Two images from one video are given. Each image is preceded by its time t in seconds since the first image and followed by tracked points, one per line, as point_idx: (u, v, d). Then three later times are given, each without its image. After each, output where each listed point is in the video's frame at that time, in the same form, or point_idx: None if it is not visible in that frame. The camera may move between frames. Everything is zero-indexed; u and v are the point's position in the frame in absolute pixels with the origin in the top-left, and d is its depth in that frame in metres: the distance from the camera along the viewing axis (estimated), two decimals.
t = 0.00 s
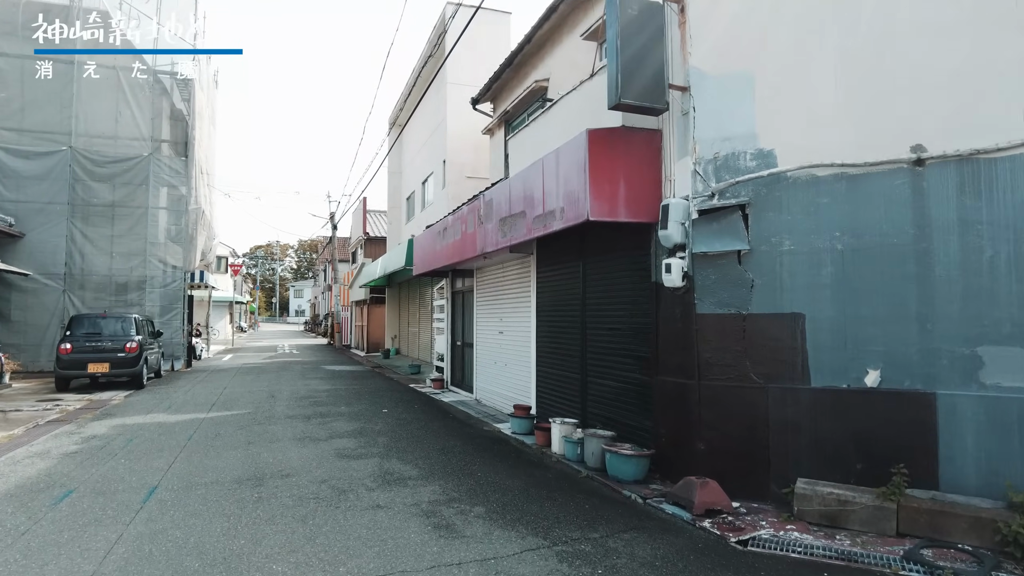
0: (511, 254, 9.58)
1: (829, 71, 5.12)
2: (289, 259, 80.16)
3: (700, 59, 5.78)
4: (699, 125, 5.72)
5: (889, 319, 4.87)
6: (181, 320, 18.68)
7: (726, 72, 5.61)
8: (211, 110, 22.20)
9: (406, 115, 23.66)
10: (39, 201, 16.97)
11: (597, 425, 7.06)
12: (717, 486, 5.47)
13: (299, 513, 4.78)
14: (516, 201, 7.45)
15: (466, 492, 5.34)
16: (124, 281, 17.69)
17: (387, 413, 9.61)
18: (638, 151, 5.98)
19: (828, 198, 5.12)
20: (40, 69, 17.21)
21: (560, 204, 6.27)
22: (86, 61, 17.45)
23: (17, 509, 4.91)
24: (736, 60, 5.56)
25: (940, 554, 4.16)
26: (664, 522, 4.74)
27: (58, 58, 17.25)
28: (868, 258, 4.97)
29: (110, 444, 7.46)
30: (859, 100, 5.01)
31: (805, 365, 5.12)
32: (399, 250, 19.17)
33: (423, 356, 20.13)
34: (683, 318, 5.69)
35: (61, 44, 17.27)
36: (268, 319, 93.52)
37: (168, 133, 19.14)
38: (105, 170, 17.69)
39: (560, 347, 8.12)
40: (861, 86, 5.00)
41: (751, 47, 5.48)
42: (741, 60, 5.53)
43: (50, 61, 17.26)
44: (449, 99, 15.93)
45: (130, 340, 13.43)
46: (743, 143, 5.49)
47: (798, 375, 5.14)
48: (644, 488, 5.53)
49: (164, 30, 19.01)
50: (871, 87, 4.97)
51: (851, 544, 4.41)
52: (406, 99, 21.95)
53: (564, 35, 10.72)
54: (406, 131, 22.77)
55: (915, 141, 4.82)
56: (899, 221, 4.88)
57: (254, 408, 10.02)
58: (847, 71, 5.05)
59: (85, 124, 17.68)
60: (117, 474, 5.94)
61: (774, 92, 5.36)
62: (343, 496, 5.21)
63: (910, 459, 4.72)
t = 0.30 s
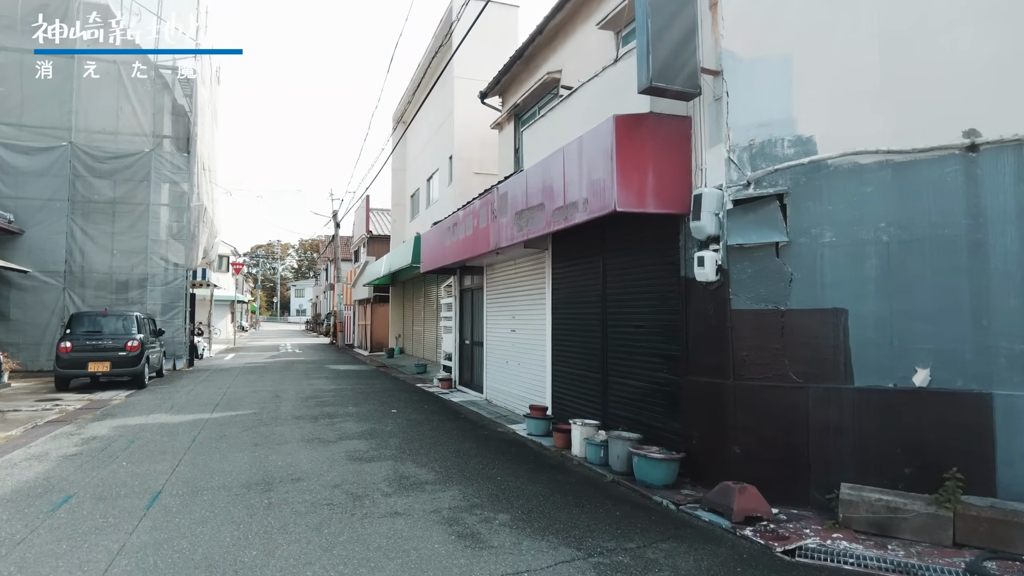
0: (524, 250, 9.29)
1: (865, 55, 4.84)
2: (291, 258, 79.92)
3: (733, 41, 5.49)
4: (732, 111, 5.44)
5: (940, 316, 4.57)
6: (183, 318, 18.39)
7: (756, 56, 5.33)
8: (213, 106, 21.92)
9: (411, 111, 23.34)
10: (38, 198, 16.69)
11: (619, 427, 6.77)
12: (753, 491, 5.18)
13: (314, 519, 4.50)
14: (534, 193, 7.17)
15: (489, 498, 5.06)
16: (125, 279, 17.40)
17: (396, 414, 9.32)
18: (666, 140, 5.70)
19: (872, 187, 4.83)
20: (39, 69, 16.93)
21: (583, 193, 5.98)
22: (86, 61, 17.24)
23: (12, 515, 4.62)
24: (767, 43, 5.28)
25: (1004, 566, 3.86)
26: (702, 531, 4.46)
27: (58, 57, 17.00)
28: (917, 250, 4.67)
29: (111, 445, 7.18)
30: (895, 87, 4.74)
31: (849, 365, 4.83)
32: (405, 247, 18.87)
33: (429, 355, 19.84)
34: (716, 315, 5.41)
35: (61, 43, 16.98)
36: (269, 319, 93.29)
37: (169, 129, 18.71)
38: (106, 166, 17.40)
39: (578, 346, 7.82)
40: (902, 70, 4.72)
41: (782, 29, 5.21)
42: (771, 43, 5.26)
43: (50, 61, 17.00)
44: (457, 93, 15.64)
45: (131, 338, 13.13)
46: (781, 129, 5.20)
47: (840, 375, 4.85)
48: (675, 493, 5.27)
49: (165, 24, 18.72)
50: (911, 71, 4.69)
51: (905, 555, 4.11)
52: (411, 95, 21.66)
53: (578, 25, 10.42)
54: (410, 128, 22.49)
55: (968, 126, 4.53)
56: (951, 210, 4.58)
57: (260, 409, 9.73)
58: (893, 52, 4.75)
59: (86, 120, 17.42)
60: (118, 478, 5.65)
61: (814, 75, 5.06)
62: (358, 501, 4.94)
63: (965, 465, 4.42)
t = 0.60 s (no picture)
0: (542, 250, 8.99)
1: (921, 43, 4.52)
2: (292, 257, 79.67)
3: (776, 29, 5.17)
4: (776, 103, 5.11)
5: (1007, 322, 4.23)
6: (186, 318, 18.09)
7: (804, 43, 5.00)
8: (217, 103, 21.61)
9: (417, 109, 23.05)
10: (40, 196, 16.39)
11: (648, 435, 6.46)
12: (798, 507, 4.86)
13: (334, 538, 4.19)
14: (556, 190, 6.88)
15: (517, 514, 4.75)
16: (128, 279, 17.10)
17: (409, 419, 9.02)
18: (704, 134, 5.39)
19: (930, 183, 4.51)
20: (40, 69, 16.64)
21: (614, 189, 5.69)
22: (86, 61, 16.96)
23: (10, 532, 4.31)
24: (817, 30, 4.95)
25: None
26: (751, 552, 4.15)
27: (59, 57, 16.72)
28: (980, 250, 4.33)
29: (115, 453, 6.87)
30: (958, 75, 4.42)
31: (904, 373, 4.51)
32: (411, 247, 18.58)
33: (436, 356, 19.54)
34: (759, 319, 5.10)
35: (61, 44, 16.79)
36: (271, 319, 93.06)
37: (173, 125, 18.33)
38: (109, 164, 17.09)
39: (600, 350, 7.51)
40: (965, 57, 4.40)
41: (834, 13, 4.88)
42: (822, 29, 4.93)
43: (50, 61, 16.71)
44: (466, 90, 15.34)
45: (134, 339, 12.83)
46: (829, 122, 4.88)
47: (895, 385, 4.53)
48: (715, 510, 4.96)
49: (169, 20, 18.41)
50: (976, 58, 4.37)
51: None
52: (418, 93, 21.37)
53: (596, 18, 10.10)
54: (416, 127, 22.20)
55: None
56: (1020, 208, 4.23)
57: (267, 413, 9.43)
58: (956, 37, 4.44)
59: (88, 116, 17.12)
60: (123, 490, 5.34)
61: (867, 63, 4.74)
62: (379, 517, 4.62)
63: None
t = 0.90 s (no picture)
0: (556, 245, 8.70)
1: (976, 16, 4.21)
2: (293, 257, 79.37)
3: (816, 5, 4.85)
4: (816, 84, 4.79)
5: None
6: (187, 317, 17.78)
7: (847, 20, 4.69)
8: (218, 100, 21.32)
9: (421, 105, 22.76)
10: (38, 192, 16.08)
11: (673, 436, 6.17)
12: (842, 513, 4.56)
13: (350, 547, 3.90)
14: (575, 180, 6.59)
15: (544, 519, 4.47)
16: (127, 276, 16.79)
17: (418, 419, 8.71)
18: (738, 118, 5.09)
19: (986, 168, 4.21)
20: (39, 70, 16.34)
21: (641, 177, 5.41)
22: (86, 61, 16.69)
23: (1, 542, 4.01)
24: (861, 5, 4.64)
25: None
26: (799, 563, 3.87)
27: (58, 57, 16.43)
28: None
29: (115, 455, 6.56)
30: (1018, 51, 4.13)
31: (958, 371, 4.20)
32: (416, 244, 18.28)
33: (440, 356, 19.25)
34: (797, 313, 4.80)
35: (61, 44, 16.54)
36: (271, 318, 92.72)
37: (174, 120, 18.04)
38: (108, 160, 16.79)
39: (620, 348, 7.22)
40: None
41: None
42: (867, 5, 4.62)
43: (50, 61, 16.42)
44: (473, 83, 15.04)
45: (134, 338, 12.54)
46: (874, 104, 4.56)
47: (948, 383, 4.22)
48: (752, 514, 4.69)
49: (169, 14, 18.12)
50: None
51: None
52: (422, 88, 21.07)
53: (610, 5, 9.78)
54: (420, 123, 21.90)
55: None
56: None
57: (272, 413, 9.13)
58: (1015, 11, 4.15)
59: (87, 111, 16.84)
60: (123, 495, 5.04)
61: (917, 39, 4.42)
62: (395, 525, 4.33)
63: None
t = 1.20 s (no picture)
0: (572, 243, 8.40)
1: None
2: (293, 256, 79.04)
3: None
4: (865, 68, 4.46)
5: None
6: (188, 317, 17.45)
7: None
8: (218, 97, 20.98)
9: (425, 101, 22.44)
10: (36, 190, 15.75)
11: (704, 444, 5.87)
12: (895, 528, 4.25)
13: (364, 565, 3.80)
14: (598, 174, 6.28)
15: (568, 529, 4.32)
16: (127, 276, 16.47)
17: (429, 423, 8.40)
18: (779, 106, 4.78)
19: None
20: (40, 69, 16.02)
21: (674, 169, 5.10)
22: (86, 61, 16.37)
23: None
24: None
25: None
26: None
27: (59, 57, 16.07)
28: None
29: (114, 464, 6.25)
30: None
31: None
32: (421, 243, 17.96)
33: (445, 356, 18.94)
34: (845, 315, 4.49)
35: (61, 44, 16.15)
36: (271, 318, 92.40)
37: (174, 117, 17.70)
38: (108, 157, 16.46)
39: (642, 350, 6.91)
40: None
41: None
42: None
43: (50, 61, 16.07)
44: (480, 78, 14.72)
45: (134, 339, 12.22)
46: (930, 89, 4.22)
47: (1014, 390, 3.88)
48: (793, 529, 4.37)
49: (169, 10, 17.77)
50: None
51: None
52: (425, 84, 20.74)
53: None
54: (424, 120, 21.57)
55: None
56: None
57: (277, 417, 8.81)
58: None
59: (86, 108, 16.53)
60: (123, 509, 4.73)
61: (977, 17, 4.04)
62: (409, 538, 4.21)
63: None
